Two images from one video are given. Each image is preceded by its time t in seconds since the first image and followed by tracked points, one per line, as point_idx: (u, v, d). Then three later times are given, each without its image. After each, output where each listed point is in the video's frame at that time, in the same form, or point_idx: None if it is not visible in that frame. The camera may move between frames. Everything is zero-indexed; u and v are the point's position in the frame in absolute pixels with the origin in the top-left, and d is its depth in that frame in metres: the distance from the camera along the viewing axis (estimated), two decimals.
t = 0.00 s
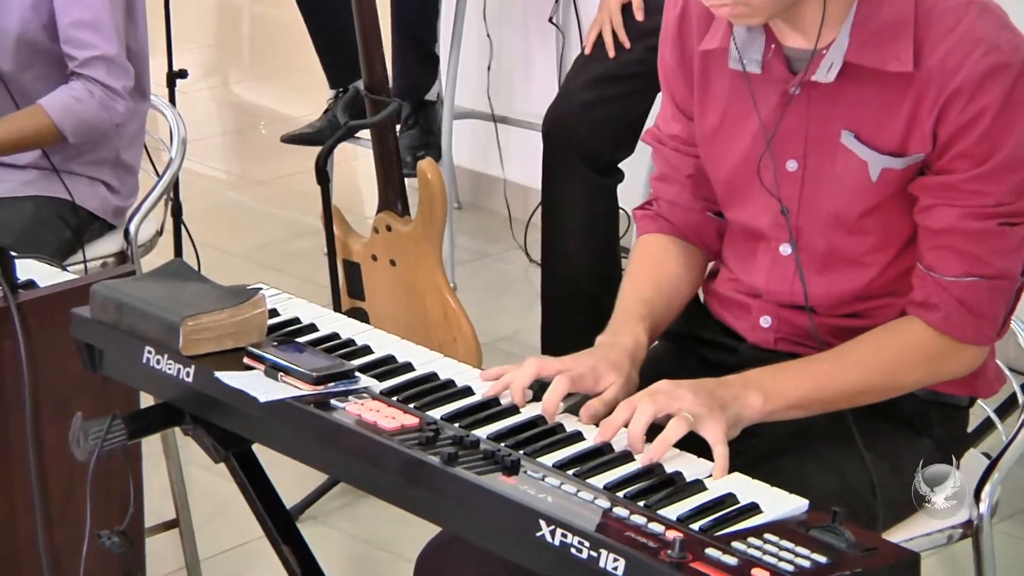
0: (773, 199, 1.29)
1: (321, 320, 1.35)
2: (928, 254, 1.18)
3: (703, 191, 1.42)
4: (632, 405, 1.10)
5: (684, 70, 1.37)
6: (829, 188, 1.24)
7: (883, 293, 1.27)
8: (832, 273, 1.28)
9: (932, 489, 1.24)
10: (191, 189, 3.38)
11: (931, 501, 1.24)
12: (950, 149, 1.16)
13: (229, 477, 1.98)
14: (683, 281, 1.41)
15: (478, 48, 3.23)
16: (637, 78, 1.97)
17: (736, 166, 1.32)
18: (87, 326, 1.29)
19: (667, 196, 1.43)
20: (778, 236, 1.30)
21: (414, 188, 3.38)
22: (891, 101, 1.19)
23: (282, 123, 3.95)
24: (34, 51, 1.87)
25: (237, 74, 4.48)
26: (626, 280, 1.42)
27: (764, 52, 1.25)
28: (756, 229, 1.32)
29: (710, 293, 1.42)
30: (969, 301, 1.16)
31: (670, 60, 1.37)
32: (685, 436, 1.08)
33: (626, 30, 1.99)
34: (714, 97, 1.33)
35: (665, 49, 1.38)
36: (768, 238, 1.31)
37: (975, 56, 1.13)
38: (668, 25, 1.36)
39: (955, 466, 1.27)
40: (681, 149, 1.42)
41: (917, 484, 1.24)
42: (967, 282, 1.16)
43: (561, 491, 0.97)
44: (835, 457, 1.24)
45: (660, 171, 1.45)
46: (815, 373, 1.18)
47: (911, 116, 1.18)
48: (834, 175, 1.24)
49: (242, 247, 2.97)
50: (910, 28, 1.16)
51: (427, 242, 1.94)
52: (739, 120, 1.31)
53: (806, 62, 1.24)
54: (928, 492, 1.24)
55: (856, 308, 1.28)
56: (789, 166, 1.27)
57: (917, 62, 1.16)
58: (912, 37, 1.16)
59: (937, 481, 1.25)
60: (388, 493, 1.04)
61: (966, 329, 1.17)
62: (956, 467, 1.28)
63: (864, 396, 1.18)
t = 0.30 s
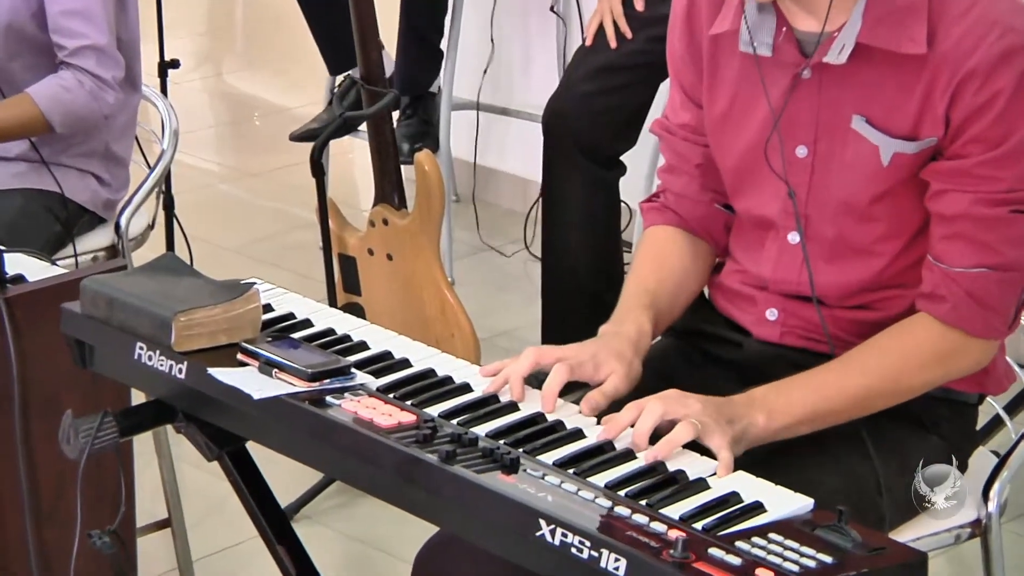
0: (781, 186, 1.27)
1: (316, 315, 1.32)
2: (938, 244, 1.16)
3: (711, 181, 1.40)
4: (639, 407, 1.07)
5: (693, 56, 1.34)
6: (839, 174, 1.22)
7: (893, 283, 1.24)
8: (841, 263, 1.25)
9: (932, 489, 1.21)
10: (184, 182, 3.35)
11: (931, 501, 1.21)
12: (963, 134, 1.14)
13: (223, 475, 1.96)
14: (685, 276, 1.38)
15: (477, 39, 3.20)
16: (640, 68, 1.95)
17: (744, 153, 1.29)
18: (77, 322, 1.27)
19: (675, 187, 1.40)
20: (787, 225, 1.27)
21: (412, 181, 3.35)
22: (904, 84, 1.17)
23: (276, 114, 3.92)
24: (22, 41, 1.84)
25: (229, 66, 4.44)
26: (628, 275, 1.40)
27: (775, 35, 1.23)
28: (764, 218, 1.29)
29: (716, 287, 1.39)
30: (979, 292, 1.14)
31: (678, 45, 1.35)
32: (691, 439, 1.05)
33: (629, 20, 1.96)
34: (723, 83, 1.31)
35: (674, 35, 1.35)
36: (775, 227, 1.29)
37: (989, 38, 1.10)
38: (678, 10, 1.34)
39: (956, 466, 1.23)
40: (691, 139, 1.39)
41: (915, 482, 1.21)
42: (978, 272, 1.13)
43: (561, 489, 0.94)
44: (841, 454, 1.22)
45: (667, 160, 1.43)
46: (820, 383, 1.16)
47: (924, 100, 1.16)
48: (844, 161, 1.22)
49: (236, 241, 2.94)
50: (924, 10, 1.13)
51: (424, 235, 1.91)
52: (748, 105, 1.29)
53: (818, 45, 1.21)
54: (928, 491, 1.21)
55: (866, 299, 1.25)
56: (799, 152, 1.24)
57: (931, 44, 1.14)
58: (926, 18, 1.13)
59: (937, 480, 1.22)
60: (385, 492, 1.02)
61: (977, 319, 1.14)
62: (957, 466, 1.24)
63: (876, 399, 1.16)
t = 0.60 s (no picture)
0: (790, 175, 1.24)
1: (311, 309, 1.29)
2: (949, 235, 1.13)
3: (717, 171, 1.37)
4: (642, 402, 1.04)
5: (701, 43, 1.31)
6: (850, 163, 1.19)
7: (903, 275, 1.21)
8: (849, 254, 1.22)
9: (932, 489, 1.17)
10: (176, 173, 3.31)
11: (931, 501, 1.17)
12: (977, 122, 1.11)
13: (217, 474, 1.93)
14: (691, 268, 1.35)
15: (477, 29, 3.17)
16: (644, 58, 1.92)
17: (751, 142, 1.26)
18: (66, 316, 1.23)
19: (682, 176, 1.38)
20: (795, 215, 1.25)
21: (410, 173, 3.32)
22: (917, 71, 1.14)
23: (270, 104, 3.89)
24: (10, 29, 1.82)
25: (221, 54, 4.40)
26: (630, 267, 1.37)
27: (785, 20, 1.20)
28: (771, 208, 1.27)
29: (721, 280, 1.36)
30: (991, 285, 1.11)
31: (686, 31, 1.32)
32: (696, 436, 1.02)
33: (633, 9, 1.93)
34: (731, 70, 1.28)
35: (682, 21, 1.33)
36: (783, 218, 1.26)
37: (1004, 24, 1.07)
38: None
39: (956, 467, 1.19)
40: (697, 128, 1.36)
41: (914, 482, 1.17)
42: (990, 264, 1.11)
43: (561, 488, 0.91)
44: (850, 451, 1.19)
45: (673, 150, 1.40)
46: (828, 380, 1.13)
47: (936, 87, 1.13)
48: (854, 150, 1.19)
49: (231, 234, 2.91)
50: None
51: (422, 228, 1.88)
52: (757, 93, 1.26)
53: (829, 31, 1.19)
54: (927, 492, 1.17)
55: (875, 291, 1.23)
56: (808, 140, 1.22)
57: (944, 30, 1.11)
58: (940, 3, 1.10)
59: (937, 480, 1.18)
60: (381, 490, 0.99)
61: (989, 312, 1.11)
62: (957, 467, 1.20)
63: (884, 393, 1.13)
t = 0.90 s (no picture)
0: (791, 166, 1.21)
1: (304, 303, 1.26)
2: (957, 228, 1.10)
3: (716, 161, 1.34)
4: (634, 395, 1.01)
5: (700, 31, 1.28)
6: (854, 154, 1.16)
7: (907, 269, 1.19)
8: (853, 247, 1.19)
9: (932, 489, 1.13)
10: (167, 165, 3.28)
11: (931, 502, 1.13)
12: (985, 113, 1.08)
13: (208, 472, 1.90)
14: (687, 260, 1.34)
15: (472, 19, 3.15)
16: (643, 46, 1.90)
17: (752, 132, 1.24)
18: (52, 310, 1.20)
19: (679, 165, 1.35)
20: (796, 208, 1.22)
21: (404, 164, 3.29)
22: (923, 61, 1.11)
23: (261, 93, 3.86)
24: None
25: (211, 42, 4.36)
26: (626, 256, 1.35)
27: (787, 8, 1.17)
28: (773, 200, 1.24)
29: (722, 273, 1.33)
30: (1001, 278, 1.08)
31: (685, 19, 1.29)
32: (693, 426, 0.99)
33: None
34: (732, 59, 1.25)
35: (681, 9, 1.30)
36: (784, 210, 1.23)
37: (1014, 13, 1.05)
38: None
39: (956, 466, 1.16)
40: (696, 117, 1.33)
41: (914, 486, 1.13)
42: (998, 257, 1.08)
43: (559, 485, 0.89)
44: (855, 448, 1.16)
45: (671, 139, 1.37)
46: (835, 358, 1.10)
47: (943, 77, 1.10)
48: (858, 141, 1.16)
49: (224, 227, 2.88)
50: None
51: (417, 220, 1.85)
52: (759, 83, 1.23)
53: (832, 19, 1.16)
54: (930, 494, 1.13)
55: (878, 285, 1.20)
56: (811, 131, 1.19)
57: (951, 19, 1.08)
58: None
59: (937, 482, 1.14)
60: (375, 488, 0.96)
61: (997, 307, 1.09)
62: (957, 467, 1.16)
63: (887, 386, 1.10)
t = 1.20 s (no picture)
0: (795, 154, 1.18)
1: (298, 296, 1.23)
2: (962, 219, 1.08)
3: (718, 149, 1.31)
4: (638, 392, 0.99)
5: (702, 16, 1.26)
6: (859, 143, 1.14)
7: (913, 261, 1.16)
8: (856, 238, 1.17)
9: (932, 489, 1.11)
10: (158, 154, 3.25)
11: (930, 502, 1.11)
12: (992, 101, 1.05)
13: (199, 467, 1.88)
14: (685, 254, 1.31)
15: (468, 8, 3.12)
16: (642, 34, 1.88)
17: (754, 120, 1.21)
18: (39, 302, 1.17)
19: (680, 153, 1.33)
20: (799, 197, 1.19)
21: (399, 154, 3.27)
22: (930, 47, 1.09)
23: (252, 81, 3.83)
24: None
25: (200, 29, 4.33)
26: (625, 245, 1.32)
27: None
28: (775, 189, 1.21)
29: (723, 265, 1.31)
30: (1006, 271, 1.06)
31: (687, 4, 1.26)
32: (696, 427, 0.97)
33: None
34: (734, 44, 1.22)
35: None
36: (787, 200, 1.21)
37: None
38: None
39: (956, 467, 1.13)
40: (697, 104, 1.30)
41: (913, 485, 1.11)
42: (1004, 250, 1.06)
43: (557, 483, 0.86)
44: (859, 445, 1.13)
45: (672, 126, 1.35)
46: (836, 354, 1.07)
47: (951, 65, 1.08)
48: (864, 129, 1.14)
49: (215, 218, 2.85)
50: None
51: (411, 211, 1.82)
52: (762, 69, 1.20)
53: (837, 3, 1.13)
54: (929, 494, 1.11)
55: (882, 276, 1.17)
56: (815, 118, 1.16)
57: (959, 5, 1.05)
58: None
59: (938, 482, 1.11)
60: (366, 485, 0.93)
61: (1003, 300, 1.06)
62: (957, 468, 1.13)
63: (890, 380, 1.08)
